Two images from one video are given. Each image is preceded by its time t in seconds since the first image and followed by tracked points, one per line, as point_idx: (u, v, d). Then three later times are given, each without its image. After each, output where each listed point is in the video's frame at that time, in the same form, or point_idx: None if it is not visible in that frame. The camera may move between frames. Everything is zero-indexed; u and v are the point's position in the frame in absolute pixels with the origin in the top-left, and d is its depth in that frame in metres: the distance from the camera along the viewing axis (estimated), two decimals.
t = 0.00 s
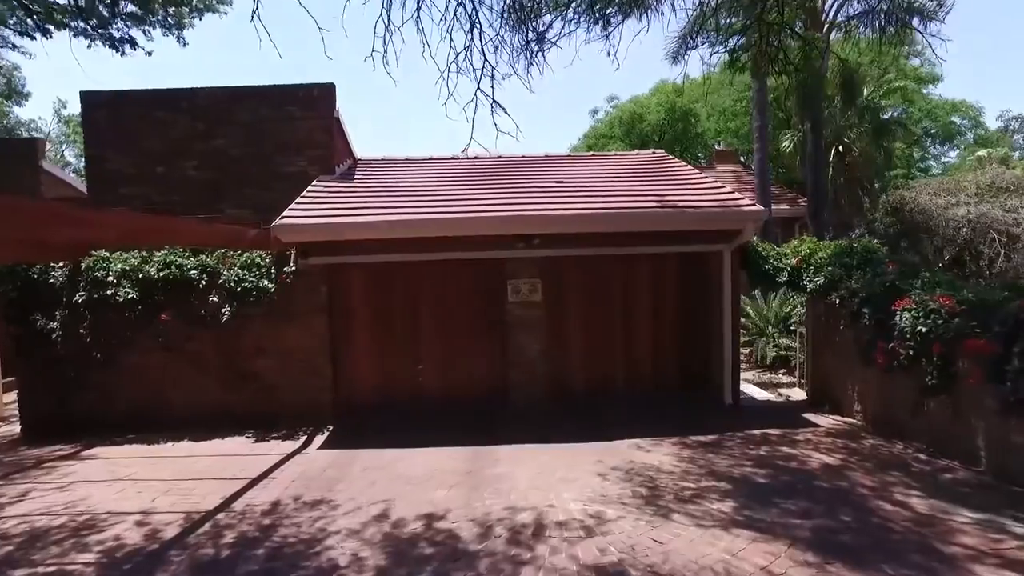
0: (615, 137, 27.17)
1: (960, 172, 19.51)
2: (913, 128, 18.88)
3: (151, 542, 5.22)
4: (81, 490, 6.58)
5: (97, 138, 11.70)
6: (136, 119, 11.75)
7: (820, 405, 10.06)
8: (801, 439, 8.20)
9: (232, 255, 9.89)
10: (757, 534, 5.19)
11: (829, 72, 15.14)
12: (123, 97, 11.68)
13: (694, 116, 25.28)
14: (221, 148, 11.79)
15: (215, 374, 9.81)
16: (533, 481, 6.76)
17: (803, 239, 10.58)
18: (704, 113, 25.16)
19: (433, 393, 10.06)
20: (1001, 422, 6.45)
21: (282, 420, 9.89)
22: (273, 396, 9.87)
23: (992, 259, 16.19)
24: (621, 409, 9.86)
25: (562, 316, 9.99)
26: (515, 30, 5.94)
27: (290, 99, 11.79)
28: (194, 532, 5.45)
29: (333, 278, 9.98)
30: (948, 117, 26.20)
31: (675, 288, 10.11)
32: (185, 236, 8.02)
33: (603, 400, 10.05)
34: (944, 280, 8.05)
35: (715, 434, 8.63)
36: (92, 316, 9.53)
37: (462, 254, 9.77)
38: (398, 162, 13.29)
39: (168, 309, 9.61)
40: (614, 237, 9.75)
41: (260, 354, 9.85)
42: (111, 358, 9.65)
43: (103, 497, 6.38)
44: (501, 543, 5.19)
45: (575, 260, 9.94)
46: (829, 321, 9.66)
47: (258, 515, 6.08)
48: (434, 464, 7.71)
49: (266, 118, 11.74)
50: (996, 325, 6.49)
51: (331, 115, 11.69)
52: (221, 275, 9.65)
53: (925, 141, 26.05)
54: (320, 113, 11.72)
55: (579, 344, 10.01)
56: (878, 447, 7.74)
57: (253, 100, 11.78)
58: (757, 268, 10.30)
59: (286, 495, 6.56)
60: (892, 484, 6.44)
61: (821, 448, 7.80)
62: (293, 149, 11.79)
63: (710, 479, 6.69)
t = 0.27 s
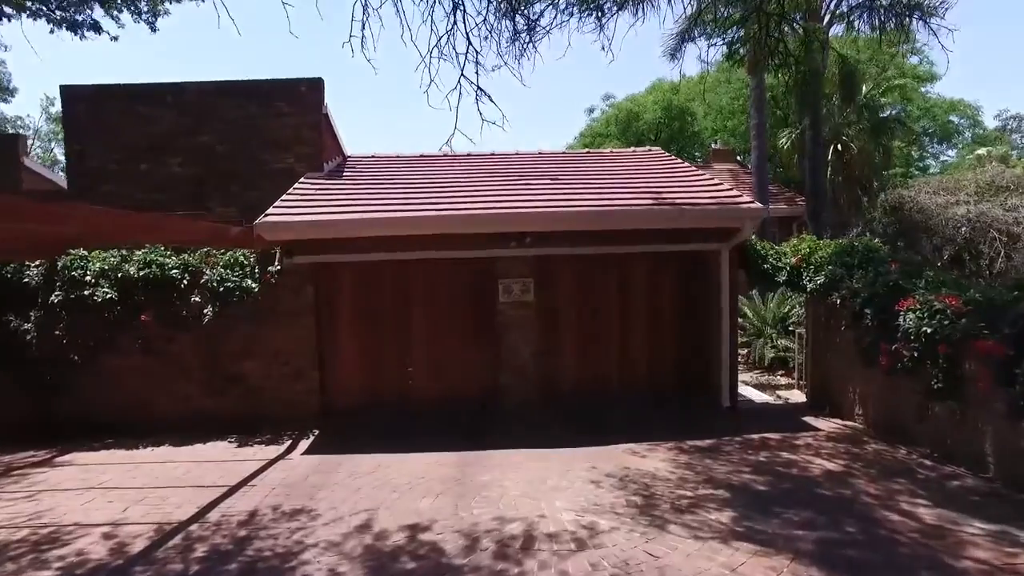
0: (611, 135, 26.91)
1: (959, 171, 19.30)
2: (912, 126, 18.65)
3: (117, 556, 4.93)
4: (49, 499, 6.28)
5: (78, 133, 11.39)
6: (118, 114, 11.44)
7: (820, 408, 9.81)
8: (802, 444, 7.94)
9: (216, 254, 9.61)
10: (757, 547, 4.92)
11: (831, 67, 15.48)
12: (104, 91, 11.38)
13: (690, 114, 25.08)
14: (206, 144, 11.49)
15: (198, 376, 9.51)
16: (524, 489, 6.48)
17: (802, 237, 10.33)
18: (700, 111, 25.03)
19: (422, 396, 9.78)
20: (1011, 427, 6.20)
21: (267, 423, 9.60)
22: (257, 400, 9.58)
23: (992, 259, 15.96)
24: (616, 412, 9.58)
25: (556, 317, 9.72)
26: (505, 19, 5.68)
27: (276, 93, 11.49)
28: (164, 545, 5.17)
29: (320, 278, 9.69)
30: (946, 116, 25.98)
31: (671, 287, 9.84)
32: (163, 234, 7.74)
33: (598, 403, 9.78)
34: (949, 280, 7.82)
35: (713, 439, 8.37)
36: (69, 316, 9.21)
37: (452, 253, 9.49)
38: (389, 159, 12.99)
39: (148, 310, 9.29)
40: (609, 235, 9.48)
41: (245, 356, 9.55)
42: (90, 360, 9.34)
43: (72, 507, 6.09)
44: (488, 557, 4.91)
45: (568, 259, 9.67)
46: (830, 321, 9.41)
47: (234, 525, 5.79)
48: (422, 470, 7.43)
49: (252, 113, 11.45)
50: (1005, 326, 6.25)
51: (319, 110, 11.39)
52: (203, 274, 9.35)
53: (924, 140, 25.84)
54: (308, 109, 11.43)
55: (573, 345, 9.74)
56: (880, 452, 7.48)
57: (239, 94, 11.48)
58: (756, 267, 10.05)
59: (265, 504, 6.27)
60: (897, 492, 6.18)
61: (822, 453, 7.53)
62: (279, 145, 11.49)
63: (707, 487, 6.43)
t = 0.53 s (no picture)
0: (604, 133, 26.67)
1: (955, 169, 19.09)
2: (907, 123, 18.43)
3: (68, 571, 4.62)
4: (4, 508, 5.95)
5: (51, 127, 11.06)
6: (93, 107, 11.12)
7: (816, 409, 9.56)
8: (798, 447, 7.67)
9: (192, 251, 9.28)
10: (751, 559, 4.64)
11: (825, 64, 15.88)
12: (79, 84, 11.11)
13: (683, 113, 24.89)
14: (184, 139, 11.16)
15: (172, 378, 9.17)
16: (507, 496, 6.19)
17: (797, 234, 10.08)
18: (695, 110, 24.86)
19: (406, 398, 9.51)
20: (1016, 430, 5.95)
21: (245, 426, 9.27)
22: (234, 402, 9.26)
23: (988, 258, 15.77)
24: (607, 414, 9.30)
25: (544, 316, 9.43)
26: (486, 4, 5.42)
27: (257, 87, 11.16)
28: (120, 559, 4.85)
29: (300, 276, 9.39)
30: (940, 115, 25.81)
31: (663, 285, 9.57)
32: (133, 229, 7.41)
33: (587, 404, 9.50)
34: (948, 278, 7.57)
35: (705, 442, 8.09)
36: (37, 316, 8.87)
37: (437, 251, 9.22)
38: (374, 155, 12.66)
39: (121, 309, 8.95)
40: (598, 231, 9.21)
41: (222, 357, 9.22)
42: (59, 361, 9.01)
43: (28, 517, 5.76)
44: (465, 571, 4.62)
45: (556, 256, 9.39)
46: (825, 321, 9.16)
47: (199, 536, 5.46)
48: (402, 476, 7.12)
49: (232, 107, 11.14)
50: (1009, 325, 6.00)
51: (302, 105, 11.10)
52: (178, 272, 9.03)
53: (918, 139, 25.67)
54: (290, 103, 11.13)
55: (562, 345, 9.46)
56: (878, 456, 7.22)
57: (219, 89, 11.19)
58: (749, 265, 9.79)
59: (234, 513, 5.96)
60: (897, 499, 5.92)
61: (818, 457, 7.27)
62: (261, 140, 11.18)
63: (699, 493, 6.15)
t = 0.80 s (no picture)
0: (597, 132, 26.44)
1: (949, 168, 18.93)
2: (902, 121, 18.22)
3: None
4: None
5: (25, 122, 10.72)
6: (68, 101, 10.79)
7: (811, 412, 9.32)
8: (792, 451, 7.44)
9: (168, 249, 9.01)
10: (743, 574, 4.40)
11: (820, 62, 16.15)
12: (54, 77, 10.80)
13: (677, 112, 24.72)
14: (162, 134, 10.84)
15: (147, 380, 8.87)
16: (489, 505, 5.93)
17: (791, 232, 9.84)
18: (688, 109, 24.69)
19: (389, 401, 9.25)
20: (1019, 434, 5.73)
21: (223, 430, 8.97)
22: (212, 405, 8.95)
23: (983, 257, 15.63)
24: (596, 417, 9.04)
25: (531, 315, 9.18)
26: None
27: (237, 81, 10.85)
28: None
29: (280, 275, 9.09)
30: (934, 114, 25.67)
31: (654, 284, 9.32)
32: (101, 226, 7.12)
33: (576, 406, 9.24)
34: (947, 276, 7.35)
35: (697, 446, 7.84)
36: (5, 316, 8.57)
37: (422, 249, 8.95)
38: (360, 151, 12.35)
39: (92, 309, 8.66)
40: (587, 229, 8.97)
41: (198, 358, 8.91)
42: (28, 363, 8.70)
43: None
44: None
45: (544, 254, 9.13)
46: (820, 320, 8.93)
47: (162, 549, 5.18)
48: (382, 483, 6.85)
49: (212, 101, 10.82)
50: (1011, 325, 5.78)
51: (284, 99, 10.77)
52: (153, 271, 8.74)
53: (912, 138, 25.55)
54: (272, 98, 10.81)
55: (550, 345, 9.21)
56: (875, 461, 6.99)
57: (198, 82, 10.86)
58: (742, 264, 9.56)
59: (202, 523, 5.67)
60: (895, 507, 5.68)
61: (813, 462, 7.03)
62: (241, 135, 10.86)
63: (690, 501, 5.89)
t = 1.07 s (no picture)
0: (588, 130, 26.19)
1: (940, 166, 18.79)
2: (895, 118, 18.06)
3: None
4: None
5: None
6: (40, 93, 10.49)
7: (803, 414, 9.09)
8: (784, 455, 7.18)
9: (137, 246, 8.67)
10: None
11: (811, 59, 16.27)
12: (28, 68, 10.57)
13: (668, 109, 24.45)
14: (135, 127, 10.48)
15: (115, 382, 8.52)
16: (467, 513, 5.64)
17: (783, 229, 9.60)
18: (679, 107, 24.46)
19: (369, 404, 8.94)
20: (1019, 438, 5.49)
21: (195, 433, 8.63)
22: (183, 408, 8.61)
23: (975, 256, 15.51)
24: (582, 420, 8.78)
25: (514, 314, 8.91)
26: None
27: (214, 73, 10.52)
28: None
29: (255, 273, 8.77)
30: (925, 114, 25.56)
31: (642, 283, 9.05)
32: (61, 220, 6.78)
33: (561, 409, 8.98)
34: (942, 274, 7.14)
35: (685, 450, 7.59)
36: None
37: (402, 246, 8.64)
38: (342, 147, 12.03)
39: (56, 309, 8.27)
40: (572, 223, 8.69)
41: (168, 359, 8.57)
42: None
43: None
44: None
45: (529, 252, 8.84)
46: (812, 320, 8.69)
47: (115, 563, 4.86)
48: (356, 489, 6.54)
49: (187, 94, 10.48)
50: (1011, 323, 5.54)
51: (263, 92, 10.44)
52: (121, 268, 8.39)
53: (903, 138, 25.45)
54: (250, 91, 10.48)
55: (534, 346, 8.95)
56: (870, 465, 6.74)
57: (174, 75, 10.55)
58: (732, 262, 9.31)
59: (161, 534, 5.36)
60: (891, 514, 5.43)
61: (805, 466, 6.77)
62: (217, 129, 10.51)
63: (677, 509, 5.62)
